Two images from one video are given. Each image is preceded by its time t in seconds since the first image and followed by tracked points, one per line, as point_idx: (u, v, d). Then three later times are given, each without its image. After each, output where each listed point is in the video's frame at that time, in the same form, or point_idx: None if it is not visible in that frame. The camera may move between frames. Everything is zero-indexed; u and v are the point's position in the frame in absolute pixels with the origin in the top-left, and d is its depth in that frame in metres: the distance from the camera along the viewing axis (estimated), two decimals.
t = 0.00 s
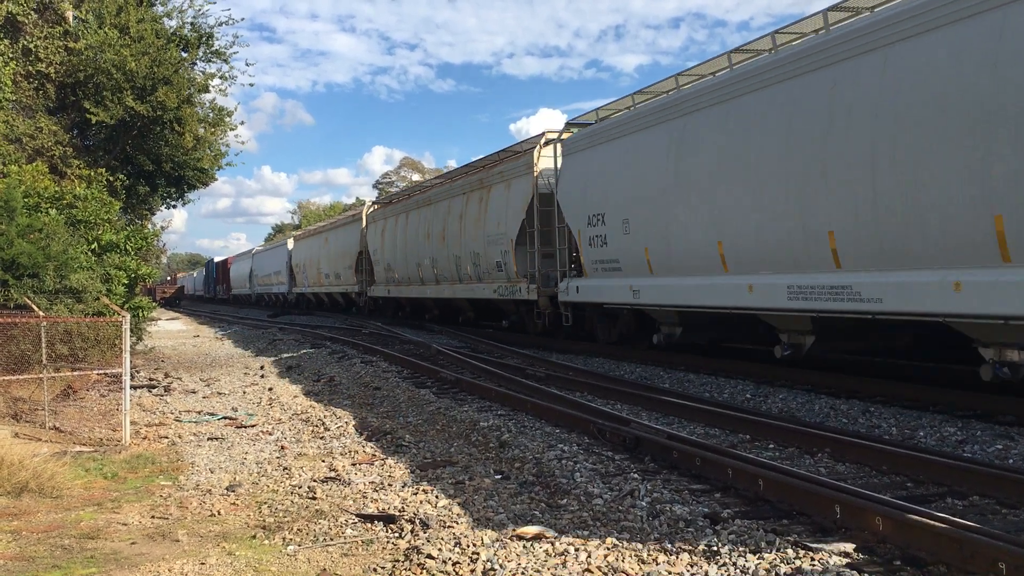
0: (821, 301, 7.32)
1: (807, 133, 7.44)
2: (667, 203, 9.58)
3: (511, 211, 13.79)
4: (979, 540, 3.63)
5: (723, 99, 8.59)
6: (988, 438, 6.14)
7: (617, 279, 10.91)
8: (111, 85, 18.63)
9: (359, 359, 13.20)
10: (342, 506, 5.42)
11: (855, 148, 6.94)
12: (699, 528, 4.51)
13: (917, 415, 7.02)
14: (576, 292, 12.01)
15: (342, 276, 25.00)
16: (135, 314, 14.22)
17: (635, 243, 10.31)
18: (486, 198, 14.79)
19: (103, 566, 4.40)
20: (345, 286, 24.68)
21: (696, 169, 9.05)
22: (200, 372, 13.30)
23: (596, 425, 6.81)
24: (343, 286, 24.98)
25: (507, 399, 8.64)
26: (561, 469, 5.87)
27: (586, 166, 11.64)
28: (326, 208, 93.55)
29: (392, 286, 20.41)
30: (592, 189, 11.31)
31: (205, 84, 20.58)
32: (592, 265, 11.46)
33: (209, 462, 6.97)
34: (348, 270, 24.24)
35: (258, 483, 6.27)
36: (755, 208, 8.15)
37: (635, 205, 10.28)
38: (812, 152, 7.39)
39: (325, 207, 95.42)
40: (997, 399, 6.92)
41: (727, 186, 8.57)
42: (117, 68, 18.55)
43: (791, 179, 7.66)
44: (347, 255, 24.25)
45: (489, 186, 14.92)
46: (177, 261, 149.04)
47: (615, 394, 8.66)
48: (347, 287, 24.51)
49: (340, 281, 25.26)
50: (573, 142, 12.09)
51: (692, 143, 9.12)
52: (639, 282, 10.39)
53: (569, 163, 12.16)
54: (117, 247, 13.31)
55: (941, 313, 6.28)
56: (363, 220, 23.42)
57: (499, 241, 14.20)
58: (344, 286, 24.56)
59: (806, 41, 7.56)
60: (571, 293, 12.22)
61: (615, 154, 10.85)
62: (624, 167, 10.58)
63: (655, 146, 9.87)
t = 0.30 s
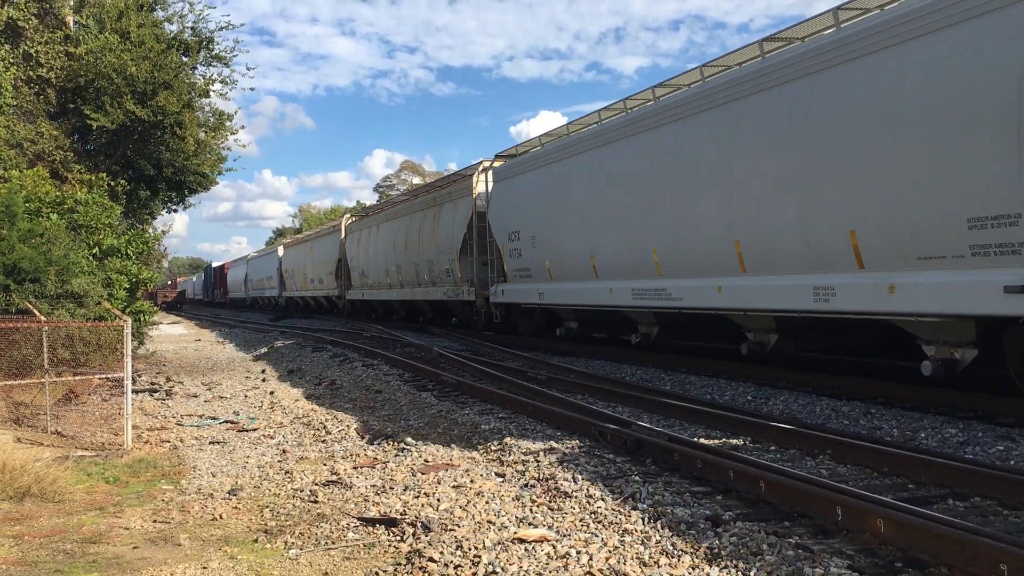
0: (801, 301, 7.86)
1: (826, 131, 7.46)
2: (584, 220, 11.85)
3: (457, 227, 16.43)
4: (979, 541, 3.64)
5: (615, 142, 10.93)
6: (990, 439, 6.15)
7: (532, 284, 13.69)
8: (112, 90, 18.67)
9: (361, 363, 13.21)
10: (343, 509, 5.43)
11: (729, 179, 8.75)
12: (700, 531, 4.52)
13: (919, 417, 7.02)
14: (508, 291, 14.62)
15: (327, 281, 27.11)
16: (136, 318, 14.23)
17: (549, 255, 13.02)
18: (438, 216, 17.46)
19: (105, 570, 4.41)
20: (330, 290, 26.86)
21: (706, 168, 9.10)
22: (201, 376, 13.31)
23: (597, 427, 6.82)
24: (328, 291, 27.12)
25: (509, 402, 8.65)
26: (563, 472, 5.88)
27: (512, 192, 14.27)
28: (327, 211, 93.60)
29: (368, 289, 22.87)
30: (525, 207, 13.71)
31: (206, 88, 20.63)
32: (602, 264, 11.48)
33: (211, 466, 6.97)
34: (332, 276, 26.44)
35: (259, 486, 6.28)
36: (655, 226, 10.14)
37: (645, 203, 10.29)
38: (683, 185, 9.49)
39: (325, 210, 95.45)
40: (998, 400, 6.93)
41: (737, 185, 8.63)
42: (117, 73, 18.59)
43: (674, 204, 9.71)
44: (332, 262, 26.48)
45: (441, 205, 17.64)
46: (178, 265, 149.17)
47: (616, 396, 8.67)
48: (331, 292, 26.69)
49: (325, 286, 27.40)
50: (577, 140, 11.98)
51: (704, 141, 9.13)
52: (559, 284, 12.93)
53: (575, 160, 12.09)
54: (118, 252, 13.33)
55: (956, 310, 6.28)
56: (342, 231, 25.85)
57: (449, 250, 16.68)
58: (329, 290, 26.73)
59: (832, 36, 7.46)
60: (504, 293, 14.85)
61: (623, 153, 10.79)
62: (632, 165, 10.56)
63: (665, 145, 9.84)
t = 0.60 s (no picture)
0: (716, 297, 9.52)
1: (826, 134, 7.74)
2: (516, 234, 14.34)
3: (417, 237, 18.86)
4: (975, 541, 3.66)
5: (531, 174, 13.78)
6: (987, 440, 6.16)
7: (475, 285, 16.28)
8: (110, 90, 18.65)
9: (359, 363, 13.19)
10: (341, 510, 5.43)
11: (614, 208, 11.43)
12: (699, 531, 4.52)
13: (916, 417, 7.03)
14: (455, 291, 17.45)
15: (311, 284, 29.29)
16: (135, 318, 14.22)
17: (481, 263, 15.91)
18: (401, 227, 19.80)
19: (102, 570, 4.40)
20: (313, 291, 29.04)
21: (702, 170, 9.55)
22: (199, 377, 13.30)
23: (595, 428, 6.82)
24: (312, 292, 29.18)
25: (507, 402, 8.65)
26: (561, 472, 5.89)
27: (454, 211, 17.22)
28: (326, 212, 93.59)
29: (344, 291, 25.23)
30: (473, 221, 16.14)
31: (204, 88, 20.63)
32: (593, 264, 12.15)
33: (209, 467, 6.97)
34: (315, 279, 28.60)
35: (257, 487, 6.27)
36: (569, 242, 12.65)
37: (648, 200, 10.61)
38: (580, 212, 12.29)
39: (324, 211, 95.50)
40: (997, 401, 6.93)
41: (730, 187, 9.11)
42: (115, 73, 18.57)
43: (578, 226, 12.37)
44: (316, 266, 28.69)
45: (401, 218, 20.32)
46: (177, 265, 149.28)
47: (615, 396, 8.67)
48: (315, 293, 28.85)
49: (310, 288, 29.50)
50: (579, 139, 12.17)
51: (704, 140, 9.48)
52: (491, 285, 15.70)
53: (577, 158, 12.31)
54: (117, 252, 13.33)
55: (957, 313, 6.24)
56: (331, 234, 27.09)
57: (411, 258, 19.11)
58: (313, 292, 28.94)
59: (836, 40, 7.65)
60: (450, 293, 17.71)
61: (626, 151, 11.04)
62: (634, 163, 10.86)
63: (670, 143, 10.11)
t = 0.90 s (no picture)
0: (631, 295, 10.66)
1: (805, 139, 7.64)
2: (462, 242, 16.08)
3: (380, 242, 21.17)
4: (971, 540, 3.67)
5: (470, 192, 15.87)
6: (984, 439, 6.17)
7: (427, 283, 18.32)
8: (107, 87, 18.59)
9: (356, 361, 13.18)
10: (339, 508, 5.42)
11: (533, 220, 13.28)
12: (695, 529, 4.53)
13: (913, 416, 7.04)
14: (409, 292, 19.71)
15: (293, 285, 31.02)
16: (131, 316, 14.19)
17: (434, 266, 17.77)
18: (369, 233, 22.01)
19: (99, 568, 4.40)
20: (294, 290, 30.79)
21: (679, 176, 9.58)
22: (196, 375, 13.27)
23: (593, 426, 6.82)
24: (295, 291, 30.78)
25: (504, 401, 8.65)
26: (558, 471, 5.89)
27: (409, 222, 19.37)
28: (323, 210, 93.51)
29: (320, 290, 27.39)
30: (429, 226, 17.93)
31: (202, 86, 20.59)
32: (532, 266, 13.54)
33: (206, 465, 6.96)
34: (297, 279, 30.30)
35: (254, 485, 6.27)
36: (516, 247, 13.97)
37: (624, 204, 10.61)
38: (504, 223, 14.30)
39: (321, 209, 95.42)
40: (994, 400, 6.94)
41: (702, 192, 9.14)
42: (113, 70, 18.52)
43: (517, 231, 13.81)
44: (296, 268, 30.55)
45: (369, 226, 22.38)
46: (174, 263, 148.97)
47: (612, 395, 8.67)
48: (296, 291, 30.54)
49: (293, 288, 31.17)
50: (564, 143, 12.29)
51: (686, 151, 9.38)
52: (440, 285, 17.61)
53: (545, 165, 12.93)
54: (113, 250, 13.31)
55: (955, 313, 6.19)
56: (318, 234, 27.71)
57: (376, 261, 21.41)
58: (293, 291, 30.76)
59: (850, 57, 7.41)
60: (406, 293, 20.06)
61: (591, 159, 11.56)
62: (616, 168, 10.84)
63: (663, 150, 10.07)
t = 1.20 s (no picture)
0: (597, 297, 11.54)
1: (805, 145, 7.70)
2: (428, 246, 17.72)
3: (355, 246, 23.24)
4: (971, 540, 3.67)
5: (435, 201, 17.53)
6: (983, 439, 6.18)
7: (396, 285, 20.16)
8: (106, 86, 18.57)
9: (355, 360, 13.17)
10: (337, 507, 5.42)
11: (489, 229, 14.74)
12: (694, 529, 4.53)
13: (912, 416, 7.05)
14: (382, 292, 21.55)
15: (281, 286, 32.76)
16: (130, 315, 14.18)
17: (405, 269, 19.38)
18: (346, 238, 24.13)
19: (98, 567, 4.40)
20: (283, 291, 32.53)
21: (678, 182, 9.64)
22: (195, 374, 13.27)
23: (592, 426, 6.82)
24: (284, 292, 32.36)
25: (503, 400, 8.64)
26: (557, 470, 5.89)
27: (383, 228, 21.13)
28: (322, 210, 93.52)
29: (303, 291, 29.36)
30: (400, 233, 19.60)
31: (201, 85, 20.58)
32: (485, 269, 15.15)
33: (205, 463, 6.96)
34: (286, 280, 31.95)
35: (253, 484, 6.27)
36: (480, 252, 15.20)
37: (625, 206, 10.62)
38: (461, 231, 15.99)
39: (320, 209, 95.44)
40: (994, 400, 6.94)
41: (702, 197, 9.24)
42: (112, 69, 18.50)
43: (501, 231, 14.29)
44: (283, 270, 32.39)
45: (345, 232, 24.52)
46: (173, 262, 149.14)
47: (611, 395, 8.67)
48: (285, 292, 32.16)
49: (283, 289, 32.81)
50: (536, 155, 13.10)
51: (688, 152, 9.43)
52: (405, 286, 19.42)
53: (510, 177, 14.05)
54: (112, 249, 13.30)
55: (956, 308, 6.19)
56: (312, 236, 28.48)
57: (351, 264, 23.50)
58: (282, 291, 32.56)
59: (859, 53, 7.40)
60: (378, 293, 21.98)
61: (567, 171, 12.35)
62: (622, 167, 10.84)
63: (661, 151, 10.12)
